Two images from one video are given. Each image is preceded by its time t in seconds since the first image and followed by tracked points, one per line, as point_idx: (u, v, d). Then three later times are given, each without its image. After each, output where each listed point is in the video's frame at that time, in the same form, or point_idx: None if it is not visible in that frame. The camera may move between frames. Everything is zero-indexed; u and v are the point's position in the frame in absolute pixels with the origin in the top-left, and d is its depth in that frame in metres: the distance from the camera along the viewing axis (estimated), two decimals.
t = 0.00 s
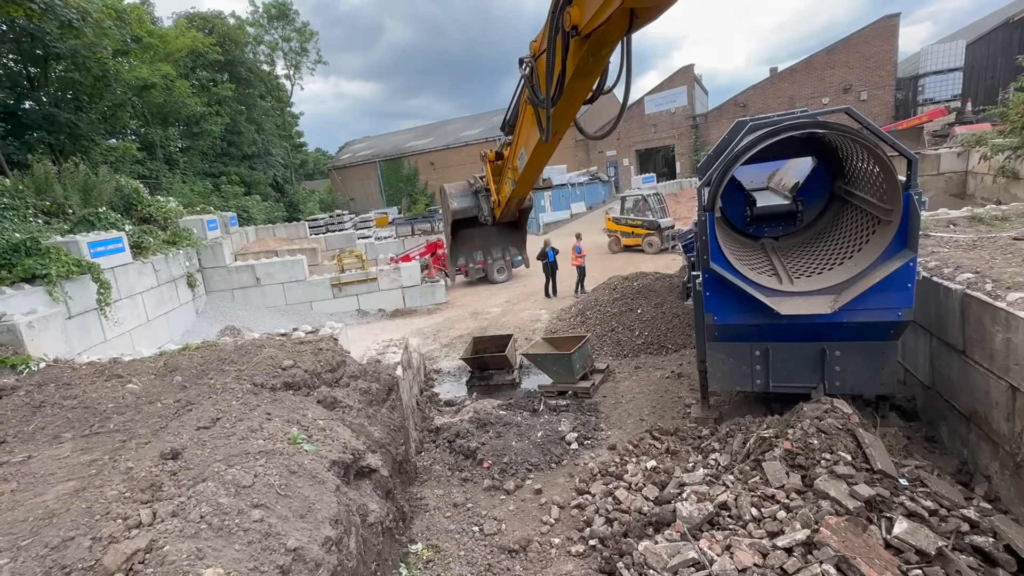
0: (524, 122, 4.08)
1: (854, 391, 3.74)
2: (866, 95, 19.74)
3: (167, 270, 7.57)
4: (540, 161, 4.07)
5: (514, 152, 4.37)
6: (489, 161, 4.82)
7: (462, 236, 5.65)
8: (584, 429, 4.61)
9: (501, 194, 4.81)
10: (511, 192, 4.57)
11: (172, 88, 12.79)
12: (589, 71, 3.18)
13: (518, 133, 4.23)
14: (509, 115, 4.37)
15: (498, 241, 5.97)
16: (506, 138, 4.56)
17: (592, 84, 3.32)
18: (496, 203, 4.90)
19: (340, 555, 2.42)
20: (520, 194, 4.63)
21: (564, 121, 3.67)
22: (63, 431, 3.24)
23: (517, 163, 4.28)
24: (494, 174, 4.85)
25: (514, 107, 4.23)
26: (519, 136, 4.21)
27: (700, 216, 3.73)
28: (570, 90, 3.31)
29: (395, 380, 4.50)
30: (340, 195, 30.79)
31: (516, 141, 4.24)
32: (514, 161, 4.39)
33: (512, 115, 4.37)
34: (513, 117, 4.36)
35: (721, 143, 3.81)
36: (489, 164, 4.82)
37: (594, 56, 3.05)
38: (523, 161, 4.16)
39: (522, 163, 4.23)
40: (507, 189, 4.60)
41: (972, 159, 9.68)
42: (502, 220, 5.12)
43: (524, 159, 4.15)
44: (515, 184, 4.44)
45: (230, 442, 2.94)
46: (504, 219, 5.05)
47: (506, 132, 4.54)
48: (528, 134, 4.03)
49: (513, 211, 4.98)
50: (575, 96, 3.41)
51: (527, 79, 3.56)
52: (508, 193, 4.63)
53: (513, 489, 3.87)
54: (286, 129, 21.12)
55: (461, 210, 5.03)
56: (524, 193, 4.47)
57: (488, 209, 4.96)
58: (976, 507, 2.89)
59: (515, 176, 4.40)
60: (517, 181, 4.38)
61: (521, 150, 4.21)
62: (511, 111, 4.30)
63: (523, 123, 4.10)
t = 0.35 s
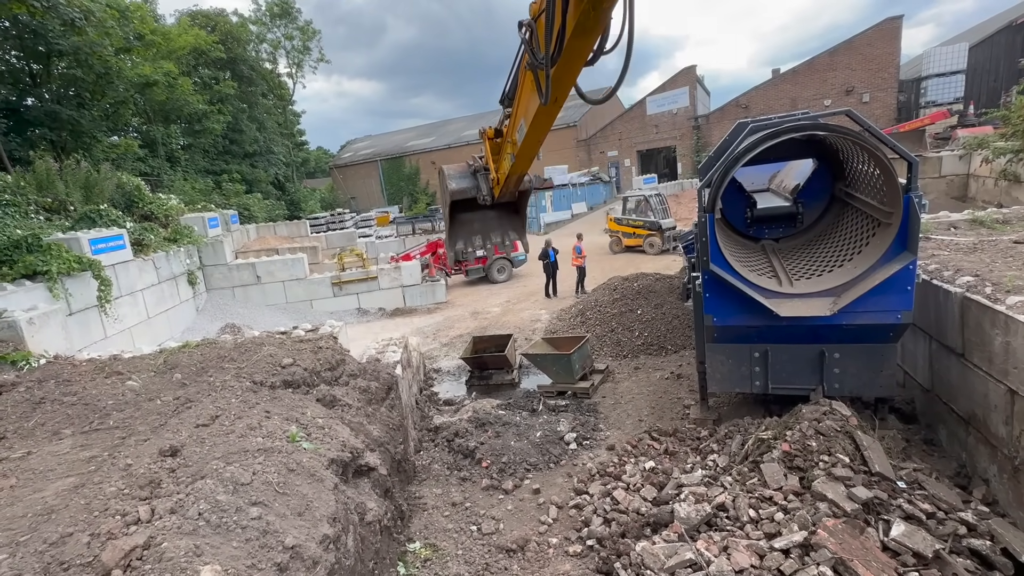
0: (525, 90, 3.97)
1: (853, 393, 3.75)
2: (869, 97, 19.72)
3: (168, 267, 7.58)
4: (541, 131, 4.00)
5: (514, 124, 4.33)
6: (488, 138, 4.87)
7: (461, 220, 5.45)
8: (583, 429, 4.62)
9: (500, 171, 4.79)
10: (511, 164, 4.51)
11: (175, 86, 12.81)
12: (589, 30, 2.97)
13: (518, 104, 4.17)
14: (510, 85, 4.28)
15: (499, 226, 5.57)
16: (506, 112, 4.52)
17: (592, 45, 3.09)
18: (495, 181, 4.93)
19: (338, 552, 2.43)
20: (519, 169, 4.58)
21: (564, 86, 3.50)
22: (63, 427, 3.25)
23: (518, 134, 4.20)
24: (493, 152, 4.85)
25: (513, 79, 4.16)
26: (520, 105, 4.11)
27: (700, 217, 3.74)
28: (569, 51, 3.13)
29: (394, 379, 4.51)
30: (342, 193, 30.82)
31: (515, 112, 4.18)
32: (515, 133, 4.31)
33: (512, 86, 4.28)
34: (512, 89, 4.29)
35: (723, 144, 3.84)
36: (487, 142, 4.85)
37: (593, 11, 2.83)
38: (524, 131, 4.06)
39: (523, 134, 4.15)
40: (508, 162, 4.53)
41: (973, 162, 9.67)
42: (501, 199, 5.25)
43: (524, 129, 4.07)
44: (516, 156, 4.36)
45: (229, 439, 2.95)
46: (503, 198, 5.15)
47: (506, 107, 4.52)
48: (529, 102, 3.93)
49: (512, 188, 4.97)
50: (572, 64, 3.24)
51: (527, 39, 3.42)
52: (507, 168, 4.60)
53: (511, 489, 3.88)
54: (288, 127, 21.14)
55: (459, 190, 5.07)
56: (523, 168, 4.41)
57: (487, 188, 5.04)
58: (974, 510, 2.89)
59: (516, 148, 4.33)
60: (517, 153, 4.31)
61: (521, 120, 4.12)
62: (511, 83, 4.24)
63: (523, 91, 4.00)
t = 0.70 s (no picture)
0: (529, 69, 3.89)
1: (853, 393, 3.76)
2: (871, 98, 19.70)
3: (170, 264, 7.58)
4: (545, 109, 3.89)
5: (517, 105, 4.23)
6: (489, 128, 4.79)
7: (464, 218, 5.41)
8: (583, 428, 4.62)
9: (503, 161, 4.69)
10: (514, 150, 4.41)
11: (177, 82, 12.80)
12: None
13: (521, 85, 4.09)
14: (514, 67, 4.21)
15: (503, 224, 5.52)
16: (508, 98, 4.44)
17: (597, 9, 2.99)
18: (498, 172, 4.82)
19: (338, 549, 2.43)
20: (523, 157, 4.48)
21: (567, 59, 3.40)
22: (64, 422, 3.26)
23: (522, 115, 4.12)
24: (495, 143, 4.78)
25: (516, 59, 4.08)
26: (524, 85, 4.03)
27: (701, 217, 3.74)
28: (572, 17, 3.03)
29: (395, 377, 4.52)
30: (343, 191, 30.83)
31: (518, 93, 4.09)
32: (518, 116, 4.23)
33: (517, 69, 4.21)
34: (515, 72, 4.21)
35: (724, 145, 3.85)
36: (490, 131, 4.76)
37: None
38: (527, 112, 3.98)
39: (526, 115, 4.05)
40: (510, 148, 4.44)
41: (975, 163, 9.65)
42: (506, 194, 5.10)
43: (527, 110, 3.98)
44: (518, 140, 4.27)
45: (230, 436, 2.96)
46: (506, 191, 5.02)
47: (508, 91, 4.44)
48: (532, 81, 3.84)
49: (515, 180, 4.85)
50: (577, 31, 3.12)
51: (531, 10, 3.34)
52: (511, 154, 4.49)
53: (511, 487, 3.89)
54: (289, 124, 21.13)
55: (462, 184, 4.93)
56: (527, 154, 4.29)
57: (489, 180, 4.89)
58: (973, 511, 2.90)
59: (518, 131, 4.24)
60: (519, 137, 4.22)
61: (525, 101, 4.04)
62: (514, 65, 4.16)
63: (528, 70, 3.91)
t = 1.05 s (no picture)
0: (529, 57, 3.79)
1: (847, 394, 3.77)
2: (866, 101, 19.80)
3: (164, 261, 7.53)
4: (547, 97, 3.77)
5: (518, 97, 4.12)
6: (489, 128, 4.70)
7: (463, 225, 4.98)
8: (578, 428, 4.62)
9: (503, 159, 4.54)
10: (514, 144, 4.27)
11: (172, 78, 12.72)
12: None
13: (521, 76, 3.99)
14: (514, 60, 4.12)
15: (505, 231, 5.09)
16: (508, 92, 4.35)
17: None
18: (499, 172, 4.67)
19: (334, 548, 2.42)
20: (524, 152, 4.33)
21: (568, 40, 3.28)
22: (56, 420, 3.22)
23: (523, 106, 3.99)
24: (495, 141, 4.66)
25: (516, 50, 4.00)
26: (524, 75, 3.92)
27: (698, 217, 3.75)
28: None
29: (391, 375, 4.50)
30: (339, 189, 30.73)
31: (519, 83, 3.99)
32: (519, 108, 4.11)
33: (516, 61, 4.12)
34: (516, 65, 4.13)
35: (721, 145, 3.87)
36: (490, 131, 4.69)
37: None
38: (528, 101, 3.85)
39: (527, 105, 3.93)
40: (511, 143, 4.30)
41: (969, 166, 9.72)
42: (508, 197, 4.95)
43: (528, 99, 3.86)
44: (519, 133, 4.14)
45: (225, 434, 2.94)
46: (507, 194, 4.87)
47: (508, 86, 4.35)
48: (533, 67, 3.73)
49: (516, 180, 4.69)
50: (578, 7, 3.02)
51: None
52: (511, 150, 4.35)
53: (506, 486, 3.89)
54: (286, 122, 21.04)
55: (462, 188, 4.73)
56: (528, 148, 4.14)
57: (490, 180, 4.69)
58: (965, 511, 2.92)
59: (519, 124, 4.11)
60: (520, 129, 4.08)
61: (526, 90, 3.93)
62: (514, 57, 4.08)
63: (528, 58, 3.81)
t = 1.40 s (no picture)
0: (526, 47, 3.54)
1: (835, 396, 3.80)
2: (855, 105, 20.01)
3: (152, 259, 7.44)
4: (545, 90, 3.53)
5: (516, 93, 3.87)
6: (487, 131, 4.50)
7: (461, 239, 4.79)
8: (570, 428, 4.63)
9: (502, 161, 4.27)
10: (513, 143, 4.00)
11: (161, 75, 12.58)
12: None
13: (519, 69, 3.73)
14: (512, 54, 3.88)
15: (504, 247, 4.89)
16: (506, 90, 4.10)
17: None
18: (498, 176, 4.40)
19: (322, 550, 2.40)
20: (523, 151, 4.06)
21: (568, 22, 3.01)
22: (39, 421, 3.17)
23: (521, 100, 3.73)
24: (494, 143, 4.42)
25: (513, 44, 3.77)
26: (522, 67, 3.66)
27: (689, 219, 3.77)
28: None
29: (382, 375, 4.48)
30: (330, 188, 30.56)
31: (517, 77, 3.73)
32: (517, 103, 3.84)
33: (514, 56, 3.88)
34: (513, 61, 3.89)
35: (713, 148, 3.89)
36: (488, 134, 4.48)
37: None
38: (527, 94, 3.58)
39: (525, 99, 3.67)
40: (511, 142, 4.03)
41: (955, 171, 9.85)
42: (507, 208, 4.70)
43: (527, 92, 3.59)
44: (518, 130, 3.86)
45: (212, 435, 2.91)
46: (507, 203, 4.64)
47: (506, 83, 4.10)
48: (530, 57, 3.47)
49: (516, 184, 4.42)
50: None
51: None
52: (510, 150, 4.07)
53: (497, 487, 3.88)
54: (277, 120, 20.91)
55: (460, 199, 4.52)
56: (527, 146, 3.86)
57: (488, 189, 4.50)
58: (951, 511, 2.96)
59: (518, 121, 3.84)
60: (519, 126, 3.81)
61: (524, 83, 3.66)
62: (511, 51, 3.84)
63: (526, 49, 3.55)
